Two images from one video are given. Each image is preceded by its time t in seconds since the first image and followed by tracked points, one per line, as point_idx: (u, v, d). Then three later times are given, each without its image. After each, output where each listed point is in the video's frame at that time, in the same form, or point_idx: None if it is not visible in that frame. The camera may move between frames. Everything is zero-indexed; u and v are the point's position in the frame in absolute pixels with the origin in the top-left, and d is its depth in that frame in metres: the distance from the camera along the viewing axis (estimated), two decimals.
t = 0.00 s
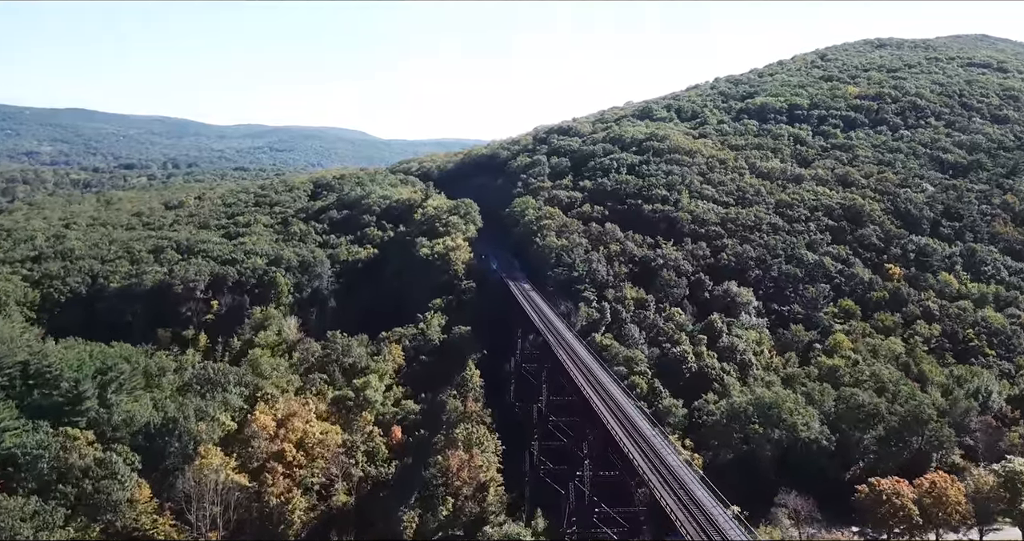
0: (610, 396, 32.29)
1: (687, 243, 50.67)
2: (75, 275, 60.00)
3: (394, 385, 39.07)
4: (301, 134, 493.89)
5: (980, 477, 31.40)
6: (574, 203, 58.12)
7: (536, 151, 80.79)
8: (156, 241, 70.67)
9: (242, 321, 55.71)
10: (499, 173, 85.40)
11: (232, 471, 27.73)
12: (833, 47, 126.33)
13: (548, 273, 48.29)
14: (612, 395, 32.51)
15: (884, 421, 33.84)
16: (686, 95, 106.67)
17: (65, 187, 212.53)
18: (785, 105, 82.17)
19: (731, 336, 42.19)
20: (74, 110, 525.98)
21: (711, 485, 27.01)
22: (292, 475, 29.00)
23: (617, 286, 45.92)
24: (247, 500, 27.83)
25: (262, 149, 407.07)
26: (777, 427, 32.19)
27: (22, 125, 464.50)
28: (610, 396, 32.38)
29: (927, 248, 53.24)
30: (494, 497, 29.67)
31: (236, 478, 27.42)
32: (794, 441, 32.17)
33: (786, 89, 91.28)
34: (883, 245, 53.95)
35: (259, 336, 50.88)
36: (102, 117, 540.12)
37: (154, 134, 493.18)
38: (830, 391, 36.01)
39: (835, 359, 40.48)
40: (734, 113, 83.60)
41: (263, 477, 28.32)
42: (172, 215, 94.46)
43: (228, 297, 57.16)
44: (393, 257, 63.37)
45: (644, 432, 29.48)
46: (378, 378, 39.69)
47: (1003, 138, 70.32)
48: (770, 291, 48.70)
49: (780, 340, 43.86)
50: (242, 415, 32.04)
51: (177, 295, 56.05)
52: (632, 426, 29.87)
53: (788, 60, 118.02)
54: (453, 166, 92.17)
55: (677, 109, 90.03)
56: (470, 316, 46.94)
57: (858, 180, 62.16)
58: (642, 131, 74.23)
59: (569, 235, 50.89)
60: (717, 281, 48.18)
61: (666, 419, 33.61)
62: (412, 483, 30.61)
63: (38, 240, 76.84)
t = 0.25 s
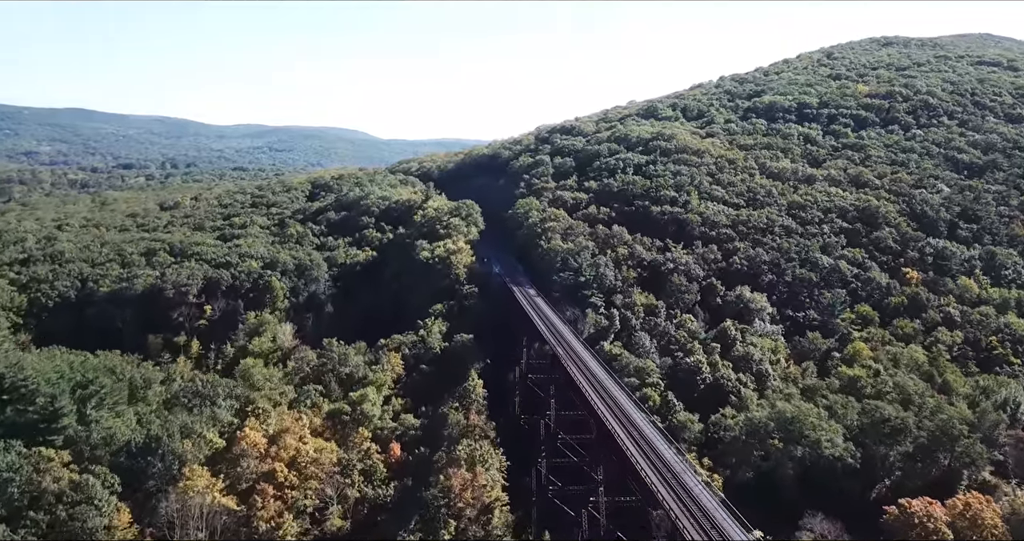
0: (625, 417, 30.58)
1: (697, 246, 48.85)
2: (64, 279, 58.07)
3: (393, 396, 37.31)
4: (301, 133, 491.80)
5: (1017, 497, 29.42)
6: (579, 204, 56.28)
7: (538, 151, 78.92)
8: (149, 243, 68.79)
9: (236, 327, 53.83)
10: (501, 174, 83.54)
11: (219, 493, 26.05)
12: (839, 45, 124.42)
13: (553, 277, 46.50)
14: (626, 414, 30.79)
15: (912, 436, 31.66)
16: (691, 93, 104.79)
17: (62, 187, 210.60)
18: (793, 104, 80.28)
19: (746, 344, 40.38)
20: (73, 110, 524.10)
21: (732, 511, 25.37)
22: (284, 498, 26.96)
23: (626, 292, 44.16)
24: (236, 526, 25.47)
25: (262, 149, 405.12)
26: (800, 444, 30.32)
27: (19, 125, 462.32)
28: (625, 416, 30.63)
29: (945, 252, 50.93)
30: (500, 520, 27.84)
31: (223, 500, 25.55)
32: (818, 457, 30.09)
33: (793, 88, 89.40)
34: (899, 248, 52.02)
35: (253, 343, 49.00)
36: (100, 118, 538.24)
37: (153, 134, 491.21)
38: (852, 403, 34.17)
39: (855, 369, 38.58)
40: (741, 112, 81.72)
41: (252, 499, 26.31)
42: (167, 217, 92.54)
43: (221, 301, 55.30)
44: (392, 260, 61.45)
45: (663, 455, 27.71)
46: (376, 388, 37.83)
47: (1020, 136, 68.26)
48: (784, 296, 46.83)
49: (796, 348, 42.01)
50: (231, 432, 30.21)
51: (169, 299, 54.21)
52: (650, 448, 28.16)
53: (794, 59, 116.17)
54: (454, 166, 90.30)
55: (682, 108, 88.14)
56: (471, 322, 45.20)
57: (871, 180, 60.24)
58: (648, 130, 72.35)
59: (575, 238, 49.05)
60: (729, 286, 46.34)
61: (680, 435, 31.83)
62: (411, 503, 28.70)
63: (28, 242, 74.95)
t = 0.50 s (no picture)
0: (640, 435, 28.68)
1: (707, 249, 47.04)
2: (51, 282, 56.16)
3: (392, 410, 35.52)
4: (300, 133, 489.62)
5: None
6: (584, 206, 54.47)
7: (541, 150, 77.06)
8: (141, 245, 66.86)
9: (229, 333, 51.99)
10: (502, 174, 81.73)
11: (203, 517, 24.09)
12: (844, 44, 122.64)
13: (557, 281, 44.69)
14: (641, 433, 28.88)
15: (942, 452, 29.75)
16: (696, 92, 102.92)
17: (58, 187, 208.49)
18: (802, 102, 78.43)
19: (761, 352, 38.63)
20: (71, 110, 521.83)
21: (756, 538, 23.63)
22: (273, 522, 25.14)
23: (634, 297, 42.41)
24: None
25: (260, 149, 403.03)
26: (825, 463, 28.45)
27: (17, 124, 460.00)
28: (640, 435, 28.69)
29: (964, 255, 48.79)
30: None
31: (207, 526, 23.57)
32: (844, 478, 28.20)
33: (801, 86, 87.59)
34: (917, 251, 50.10)
35: (246, 350, 47.16)
36: (99, 117, 536.01)
37: (152, 134, 489.03)
38: (876, 417, 32.39)
39: (876, 379, 36.71)
40: (747, 110, 79.88)
41: (239, 524, 24.48)
42: (161, 217, 90.61)
43: (213, 306, 53.37)
44: (390, 262, 59.51)
45: (683, 480, 25.70)
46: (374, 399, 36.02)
47: None
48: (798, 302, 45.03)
49: (812, 356, 40.20)
50: (218, 451, 28.39)
51: (160, 304, 52.31)
52: (668, 470, 26.20)
53: (799, 58, 114.40)
54: (454, 166, 88.43)
55: (688, 107, 86.28)
56: (472, 328, 43.43)
57: (885, 181, 58.38)
58: (653, 129, 70.50)
59: (581, 241, 47.21)
60: (741, 291, 44.53)
61: (696, 452, 30.04)
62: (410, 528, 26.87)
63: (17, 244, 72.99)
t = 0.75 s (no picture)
0: (661, 460, 26.61)
1: (719, 254, 45.19)
2: (38, 286, 54.27)
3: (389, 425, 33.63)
4: (299, 133, 487.57)
5: None
6: (590, 208, 52.60)
7: (544, 150, 75.19)
8: (132, 247, 64.93)
9: (221, 340, 50.12)
10: (504, 175, 79.83)
11: None
12: (851, 43, 120.78)
13: (563, 287, 42.81)
14: (661, 457, 26.80)
15: (977, 473, 27.78)
16: (700, 91, 101.04)
17: (55, 187, 206.52)
18: (811, 101, 76.53)
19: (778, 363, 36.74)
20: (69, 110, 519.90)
21: None
22: None
23: (644, 304, 40.56)
24: None
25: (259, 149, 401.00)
26: (853, 485, 26.44)
27: (15, 124, 457.96)
28: (661, 460, 26.62)
29: (985, 259, 46.46)
30: None
31: None
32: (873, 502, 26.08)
33: (809, 85, 85.69)
34: (937, 255, 48.02)
35: (239, 358, 45.29)
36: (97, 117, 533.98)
37: (150, 134, 486.98)
38: (904, 433, 30.46)
39: (900, 391, 34.81)
40: (755, 110, 78.01)
41: None
42: (155, 219, 88.68)
43: (205, 311, 51.48)
44: (388, 266, 57.53)
45: (710, 513, 23.47)
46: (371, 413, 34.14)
47: None
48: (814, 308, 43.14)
49: (831, 366, 38.32)
50: (204, 472, 26.60)
51: (150, 310, 50.47)
52: (692, 501, 24.17)
53: (805, 57, 112.59)
54: (455, 166, 86.52)
55: (693, 106, 84.42)
56: (474, 336, 41.48)
57: (900, 182, 56.48)
58: (659, 128, 68.62)
59: (588, 244, 45.34)
60: (754, 297, 42.68)
61: (714, 472, 28.30)
62: None
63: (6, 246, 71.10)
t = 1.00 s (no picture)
0: (680, 485, 24.63)
1: (731, 258, 43.37)
2: (24, 291, 52.43)
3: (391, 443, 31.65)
4: (298, 133, 485.70)
5: None
6: (597, 210, 50.76)
7: (547, 150, 73.35)
8: (124, 250, 63.09)
9: (213, 347, 48.24)
10: (506, 175, 77.98)
11: None
12: (858, 41, 118.92)
13: (570, 293, 40.94)
14: (679, 480, 24.87)
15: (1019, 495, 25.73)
16: (706, 90, 99.22)
17: (51, 188, 204.63)
18: (821, 99, 74.70)
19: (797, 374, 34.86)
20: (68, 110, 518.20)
21: None
22: None
23: (654, 311, 38.69)
24: None
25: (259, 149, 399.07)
26: (885, 510, 23.79)
27: (13, 124, 456.09)
28: (681, 485, 24.64)
29: (1008, 262, 44.46)
30: None
31: None
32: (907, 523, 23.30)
33: (818, 83, 83.83)
34: (958, 258, 46.01)
35: (231, 367, 43.44)
36: (96, 117, 532.18)
37: (149, 133, 485.13)
38: (937, 452, 28.47)
39: (927, 404, 32.90)
40: (763, 109, 76.20)
41: None
42: (150, 220, 86.77)
43: (197, 317, 49.63)
44: (388, 269, 55.67)
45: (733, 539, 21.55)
46: (369, 428, 32.35)
47: None
48: (831, 315, 41.31)
49: (852, 377, 36.48)
50: (187, 497, 24.79)
51: (140, 315, 48.63)
52: (716, 530, 22.04)
53: (812, 55, 110.73)
54: (456, 166, 84.72)
55: (700, 105, 82.58)
56: (477, 344, 39.61)
57: (917, 183, 54.59)
58: (666, 127, 66.80)
59: (595, 248, 43.49)
60: (769, 304, 40.86)
61: (736, 495, 26.60)
62: None
63: None
